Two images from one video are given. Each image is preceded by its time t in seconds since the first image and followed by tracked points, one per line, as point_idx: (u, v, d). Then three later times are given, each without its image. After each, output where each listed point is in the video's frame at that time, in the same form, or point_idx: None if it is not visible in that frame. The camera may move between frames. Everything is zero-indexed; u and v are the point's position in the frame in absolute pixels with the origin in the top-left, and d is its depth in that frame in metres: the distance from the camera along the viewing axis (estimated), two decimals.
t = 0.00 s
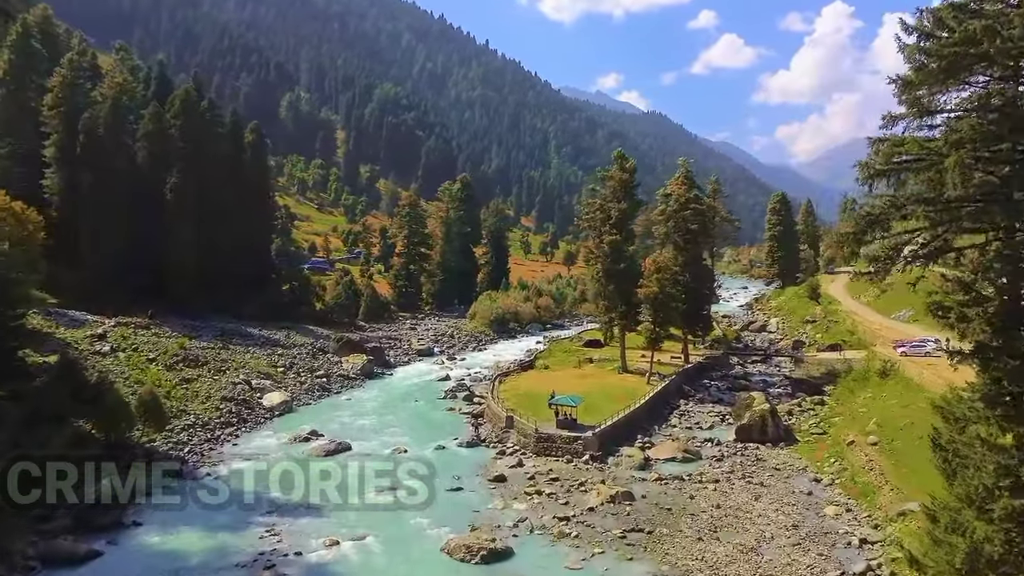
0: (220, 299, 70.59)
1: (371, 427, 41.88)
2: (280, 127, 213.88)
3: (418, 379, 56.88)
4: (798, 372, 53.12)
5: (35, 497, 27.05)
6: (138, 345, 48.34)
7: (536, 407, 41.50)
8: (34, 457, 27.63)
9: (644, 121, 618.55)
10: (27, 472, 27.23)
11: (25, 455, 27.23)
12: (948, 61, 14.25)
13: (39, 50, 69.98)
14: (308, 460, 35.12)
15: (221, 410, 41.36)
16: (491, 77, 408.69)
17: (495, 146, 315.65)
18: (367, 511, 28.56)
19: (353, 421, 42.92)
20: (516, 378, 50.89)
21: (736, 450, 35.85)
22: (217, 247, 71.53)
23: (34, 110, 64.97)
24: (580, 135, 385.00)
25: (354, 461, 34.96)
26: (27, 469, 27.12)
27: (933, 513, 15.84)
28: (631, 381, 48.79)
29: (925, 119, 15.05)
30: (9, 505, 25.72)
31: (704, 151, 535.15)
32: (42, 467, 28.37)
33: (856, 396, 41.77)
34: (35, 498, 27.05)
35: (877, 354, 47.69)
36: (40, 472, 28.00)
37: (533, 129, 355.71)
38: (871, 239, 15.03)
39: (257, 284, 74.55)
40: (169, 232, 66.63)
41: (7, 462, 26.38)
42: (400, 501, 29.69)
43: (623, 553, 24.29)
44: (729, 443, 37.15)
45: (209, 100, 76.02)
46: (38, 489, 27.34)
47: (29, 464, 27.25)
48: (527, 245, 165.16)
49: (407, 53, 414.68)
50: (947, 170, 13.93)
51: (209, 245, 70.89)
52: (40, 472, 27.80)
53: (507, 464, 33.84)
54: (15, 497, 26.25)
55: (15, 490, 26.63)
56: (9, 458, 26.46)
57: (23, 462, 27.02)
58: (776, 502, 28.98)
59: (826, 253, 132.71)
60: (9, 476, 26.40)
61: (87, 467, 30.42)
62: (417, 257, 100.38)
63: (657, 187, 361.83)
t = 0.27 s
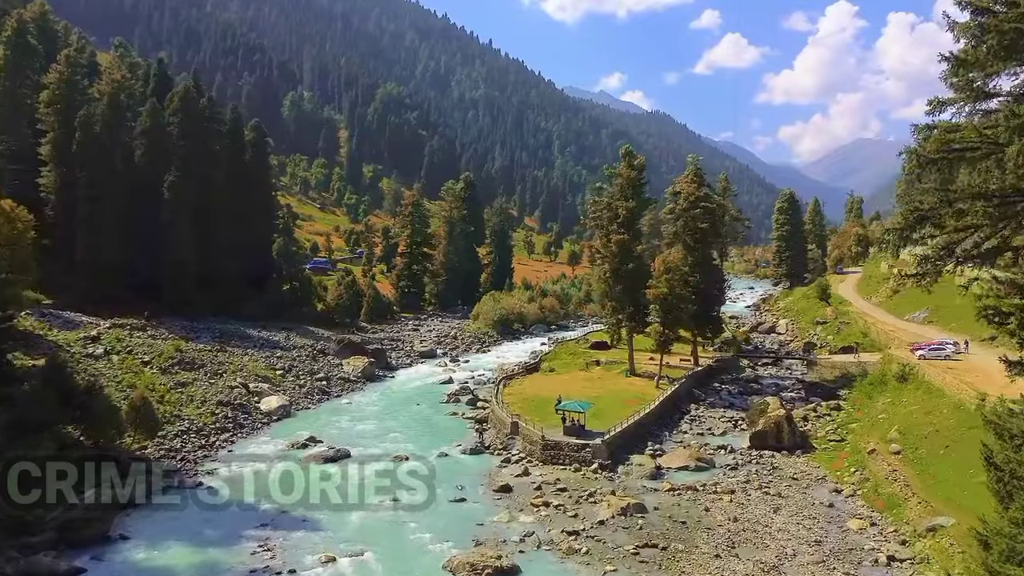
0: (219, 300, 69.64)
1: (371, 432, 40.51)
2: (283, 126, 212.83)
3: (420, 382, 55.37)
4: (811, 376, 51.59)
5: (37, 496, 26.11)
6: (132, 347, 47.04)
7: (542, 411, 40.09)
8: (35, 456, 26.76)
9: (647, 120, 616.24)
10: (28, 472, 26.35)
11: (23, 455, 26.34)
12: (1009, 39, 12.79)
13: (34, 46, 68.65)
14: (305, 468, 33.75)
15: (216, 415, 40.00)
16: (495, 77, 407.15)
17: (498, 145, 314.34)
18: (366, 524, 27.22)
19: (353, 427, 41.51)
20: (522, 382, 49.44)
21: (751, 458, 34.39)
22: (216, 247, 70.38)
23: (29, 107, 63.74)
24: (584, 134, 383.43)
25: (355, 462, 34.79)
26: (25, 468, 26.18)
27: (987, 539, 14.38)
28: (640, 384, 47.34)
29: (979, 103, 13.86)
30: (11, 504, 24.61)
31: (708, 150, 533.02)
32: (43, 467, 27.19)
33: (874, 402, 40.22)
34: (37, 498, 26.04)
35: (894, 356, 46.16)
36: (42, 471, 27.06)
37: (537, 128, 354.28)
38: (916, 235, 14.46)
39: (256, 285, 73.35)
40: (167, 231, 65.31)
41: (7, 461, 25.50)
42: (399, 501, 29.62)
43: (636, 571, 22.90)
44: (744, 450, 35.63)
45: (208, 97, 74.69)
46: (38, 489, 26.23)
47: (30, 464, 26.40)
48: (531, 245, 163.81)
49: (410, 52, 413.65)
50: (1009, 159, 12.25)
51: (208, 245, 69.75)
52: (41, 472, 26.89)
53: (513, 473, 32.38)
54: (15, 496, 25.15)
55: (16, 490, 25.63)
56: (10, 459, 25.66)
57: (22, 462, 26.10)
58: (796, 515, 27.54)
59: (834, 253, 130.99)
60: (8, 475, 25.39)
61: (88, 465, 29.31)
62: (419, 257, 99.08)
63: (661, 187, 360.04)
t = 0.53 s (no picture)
0: (216, 300, 68.33)
1: (369, 439, 39.11)
2: (282, 125, 211.57)
3: (420, 386, 53.97)
4: (821, 380, 50.25)
5: (35, 495, 26.06)
6: (123, 350, 45.66)
7: (546, 417, 38.70)
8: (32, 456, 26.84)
9: (647, 120, 614.89)
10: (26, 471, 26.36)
11: (21, 456, 26.84)
12: None
13: (26, 42, 67.31)
14: (300, 477, 32.39)
15: (208, 421, 38.64)
16: (495, 76, 405.73)
17: (499, 145, 313.02)
18: (362, 538, 25.89)
19: (350, 433, 40.11)
20: (524, 386, 48.06)
21: (764, 467, 32.98)
22: (212, 246, 69.01)
23: (20, 105, 62.40)
24: (584, 134, 382.14)
25: (355, 462, 34.61)
26: (25, 469, 26.48)
27: None
28: (646, 389, 45.97)
29: None
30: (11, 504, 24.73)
31: (709, 150, 531.74)
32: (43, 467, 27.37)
33: (889, 407, 38.89)
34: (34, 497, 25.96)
35: (908, 360, 44.85)
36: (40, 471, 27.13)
37: (537, 128, 353.04)
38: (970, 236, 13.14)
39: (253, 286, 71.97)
40: (161, 230, 63.92)
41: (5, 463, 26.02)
42: (400, 502, 29.51)
43: None
44: (756, 459, 34.24)
45: (204, 94, 73.37)
46: (38, 489, 26.30)
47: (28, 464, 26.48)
48: (531, 245, 162.56)
49: (410, 51, 412.43)
50: None
51: (204, 245, 68.37)
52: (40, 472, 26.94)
53: (516, 483, 31.00)
54: (14, 496, 25.31)
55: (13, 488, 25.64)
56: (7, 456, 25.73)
57: (21, 463, 26.50)
58: (815, 528, 26.19)
59: (838, 253, 129.65)
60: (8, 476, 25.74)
61: (88, 466, 29.32)
62: (419, 257, 97.77)
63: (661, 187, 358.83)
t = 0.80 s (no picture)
0: (212, 301, 67.01)
1: (366, 446, 37.67)
2: (282, 125, 210.46)
3: (419, 390, 52.58)
4: (832, 384, 48.91)
5: (35, 496, 25.66)
6: (115, 353, 44.27)
7: (550, 424, 37.28)
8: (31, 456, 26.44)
9: (648, 120, 613.75)
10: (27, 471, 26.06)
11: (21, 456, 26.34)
12: None
13: (17, 38, 65.84)
14: (294, 487, 31.03)
15: (200, 428, 37.25)
16: (495, 76, 404.41)
17: (499, 145, 311.80)
18: (358, 555, 24.54)
19: (347, 440, 38.70)
20: (527, 390, 46.67)
21: (779, 476, 31.56)
22: (208, 246, 67.65)
23: (12, 102, 61.08)
24: (585, 134, 380.92)
25: (355, 462, 34.73)
26: (26, 467, 25.09)
27: None
28: (652, 394, 44.60)
29: None
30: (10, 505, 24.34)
31: (709, 150, 530.66)
32: (44, 464, 26.15)
33: (907, 413, 37.46)
34: (35, 498, 25.60)
35: (924, 364, 43.54)
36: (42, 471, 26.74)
37: (538, 128, 351.88)
38: None
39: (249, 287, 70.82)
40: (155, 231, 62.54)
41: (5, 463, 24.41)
42: (400, 501, 29.58)
43: None
44: (770, 468, 32.83)
45: (200, 91, 71.92)
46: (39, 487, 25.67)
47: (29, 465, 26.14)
48: (532, 246, 161.37)
49: (410, 51, 411.35)
50: None
51: (199, 244, 67.02)
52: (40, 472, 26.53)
53: (520, 495, 29.61)
54: (15, 496, 24.90)
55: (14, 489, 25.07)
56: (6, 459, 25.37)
57: (22, 461, 24.93)
58: (837, 544, 24.76)
59: (842, 253, 128.34)
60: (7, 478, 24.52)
61: (87, 466, 28.87)
62: (419, 258, 96.43)
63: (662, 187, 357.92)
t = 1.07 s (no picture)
0: (208, 301, 65.70)
1: (365, 453, 36.28)
2: (281, 125, 209.31)
3: (419, 394, 51.13)
4: (845, 388, 47.49)
5: (36, 496, 26.29)
6: (105, 356, 42.90)
7: (556, 431, 35.83)
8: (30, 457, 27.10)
9: (648, 120, 612.30)
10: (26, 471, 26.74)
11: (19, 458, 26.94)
12: None
13: (8, 34, 64.48)
14: (288, 497, 29.71)
15: (191, 435, 35.84)
16: (495, 76, 402.95)
17: (499, 145, 310.38)
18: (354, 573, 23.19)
19: (344, 447, 37.30)
20: (531, 394, 45.25)
21: (796, 487, 30.16)
22: (203, 246, 66.35)
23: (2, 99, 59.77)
24: (586, 134, 379.57)
25: (355, 462, 34.44)
26: (25, 469, 26.53)
27: None
28: (661, 398, 43.18)
29: None
30: (11, 504, 25.02)
31: (710, 150, 529.28)
32: (40, 469, 27.21)
33: (927, 420, 36.02)
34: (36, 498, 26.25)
35: (941, 367, 42.15)
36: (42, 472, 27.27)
37: (538, 128, 350.52)
38: None
39: (247, 287, 69.45)
40: (150, 231, 61.18)
41: (4, 464, 25.83)
42: (400, 501, 29.33)
43: None
44: (786, 477, 31.39)
45: (195, 87, 70.48)
46: (39, 488, 26.54)
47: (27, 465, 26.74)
48: (533, 246, 160.02)
49: (410, 51, 410.11)
50: None
51: (194, 244, 65.71)
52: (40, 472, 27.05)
53: (525, 507, 28.20)
54: (15, 497, 25.56)
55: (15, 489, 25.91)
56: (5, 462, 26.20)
57: (21, 463, 26.47)
58: (860, 560, 23.45)
59: (847, 253, 126.83)
60: (7, 476, 25.74)
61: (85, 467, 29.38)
62: (419, 258, 94.98)
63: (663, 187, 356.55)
